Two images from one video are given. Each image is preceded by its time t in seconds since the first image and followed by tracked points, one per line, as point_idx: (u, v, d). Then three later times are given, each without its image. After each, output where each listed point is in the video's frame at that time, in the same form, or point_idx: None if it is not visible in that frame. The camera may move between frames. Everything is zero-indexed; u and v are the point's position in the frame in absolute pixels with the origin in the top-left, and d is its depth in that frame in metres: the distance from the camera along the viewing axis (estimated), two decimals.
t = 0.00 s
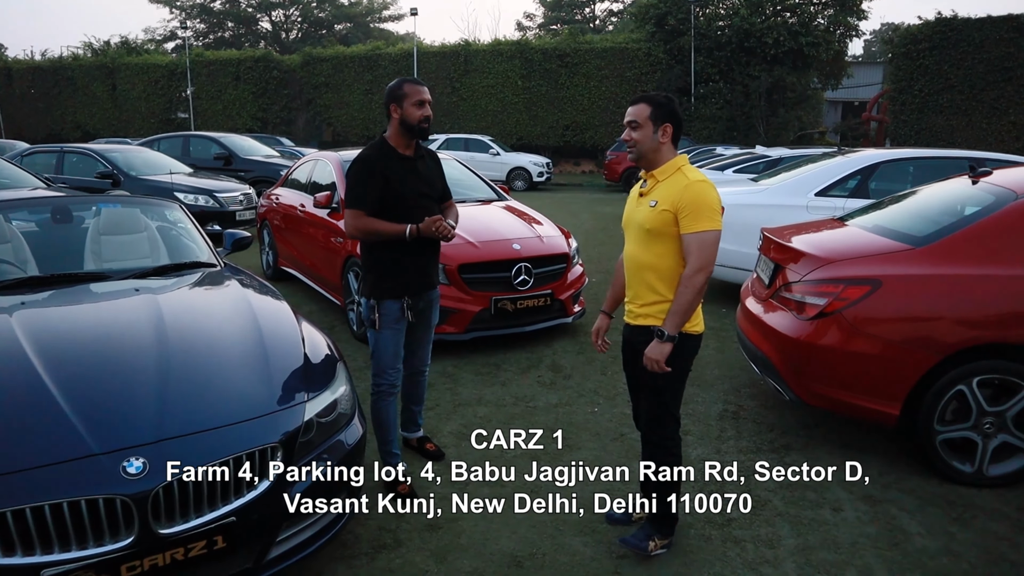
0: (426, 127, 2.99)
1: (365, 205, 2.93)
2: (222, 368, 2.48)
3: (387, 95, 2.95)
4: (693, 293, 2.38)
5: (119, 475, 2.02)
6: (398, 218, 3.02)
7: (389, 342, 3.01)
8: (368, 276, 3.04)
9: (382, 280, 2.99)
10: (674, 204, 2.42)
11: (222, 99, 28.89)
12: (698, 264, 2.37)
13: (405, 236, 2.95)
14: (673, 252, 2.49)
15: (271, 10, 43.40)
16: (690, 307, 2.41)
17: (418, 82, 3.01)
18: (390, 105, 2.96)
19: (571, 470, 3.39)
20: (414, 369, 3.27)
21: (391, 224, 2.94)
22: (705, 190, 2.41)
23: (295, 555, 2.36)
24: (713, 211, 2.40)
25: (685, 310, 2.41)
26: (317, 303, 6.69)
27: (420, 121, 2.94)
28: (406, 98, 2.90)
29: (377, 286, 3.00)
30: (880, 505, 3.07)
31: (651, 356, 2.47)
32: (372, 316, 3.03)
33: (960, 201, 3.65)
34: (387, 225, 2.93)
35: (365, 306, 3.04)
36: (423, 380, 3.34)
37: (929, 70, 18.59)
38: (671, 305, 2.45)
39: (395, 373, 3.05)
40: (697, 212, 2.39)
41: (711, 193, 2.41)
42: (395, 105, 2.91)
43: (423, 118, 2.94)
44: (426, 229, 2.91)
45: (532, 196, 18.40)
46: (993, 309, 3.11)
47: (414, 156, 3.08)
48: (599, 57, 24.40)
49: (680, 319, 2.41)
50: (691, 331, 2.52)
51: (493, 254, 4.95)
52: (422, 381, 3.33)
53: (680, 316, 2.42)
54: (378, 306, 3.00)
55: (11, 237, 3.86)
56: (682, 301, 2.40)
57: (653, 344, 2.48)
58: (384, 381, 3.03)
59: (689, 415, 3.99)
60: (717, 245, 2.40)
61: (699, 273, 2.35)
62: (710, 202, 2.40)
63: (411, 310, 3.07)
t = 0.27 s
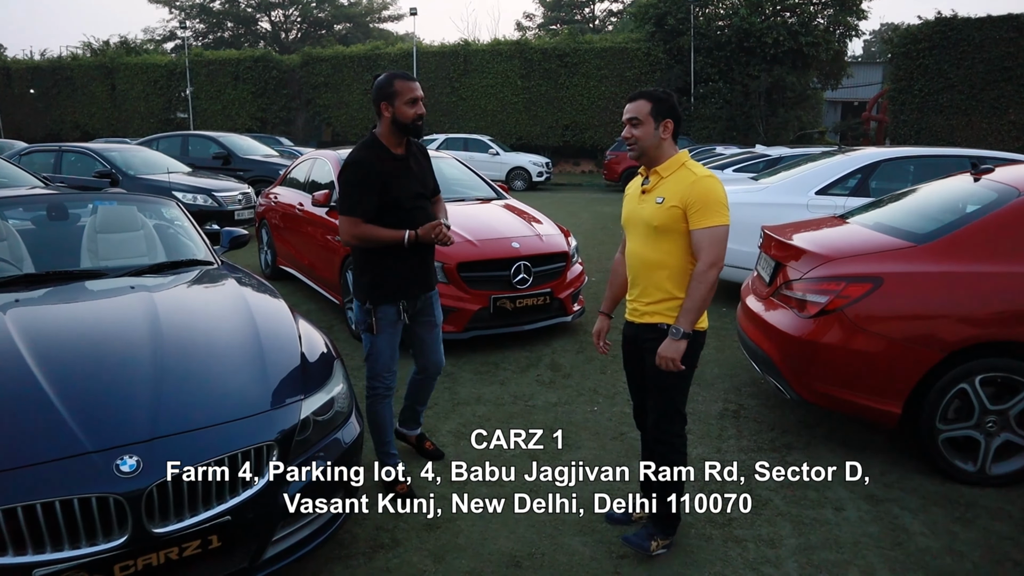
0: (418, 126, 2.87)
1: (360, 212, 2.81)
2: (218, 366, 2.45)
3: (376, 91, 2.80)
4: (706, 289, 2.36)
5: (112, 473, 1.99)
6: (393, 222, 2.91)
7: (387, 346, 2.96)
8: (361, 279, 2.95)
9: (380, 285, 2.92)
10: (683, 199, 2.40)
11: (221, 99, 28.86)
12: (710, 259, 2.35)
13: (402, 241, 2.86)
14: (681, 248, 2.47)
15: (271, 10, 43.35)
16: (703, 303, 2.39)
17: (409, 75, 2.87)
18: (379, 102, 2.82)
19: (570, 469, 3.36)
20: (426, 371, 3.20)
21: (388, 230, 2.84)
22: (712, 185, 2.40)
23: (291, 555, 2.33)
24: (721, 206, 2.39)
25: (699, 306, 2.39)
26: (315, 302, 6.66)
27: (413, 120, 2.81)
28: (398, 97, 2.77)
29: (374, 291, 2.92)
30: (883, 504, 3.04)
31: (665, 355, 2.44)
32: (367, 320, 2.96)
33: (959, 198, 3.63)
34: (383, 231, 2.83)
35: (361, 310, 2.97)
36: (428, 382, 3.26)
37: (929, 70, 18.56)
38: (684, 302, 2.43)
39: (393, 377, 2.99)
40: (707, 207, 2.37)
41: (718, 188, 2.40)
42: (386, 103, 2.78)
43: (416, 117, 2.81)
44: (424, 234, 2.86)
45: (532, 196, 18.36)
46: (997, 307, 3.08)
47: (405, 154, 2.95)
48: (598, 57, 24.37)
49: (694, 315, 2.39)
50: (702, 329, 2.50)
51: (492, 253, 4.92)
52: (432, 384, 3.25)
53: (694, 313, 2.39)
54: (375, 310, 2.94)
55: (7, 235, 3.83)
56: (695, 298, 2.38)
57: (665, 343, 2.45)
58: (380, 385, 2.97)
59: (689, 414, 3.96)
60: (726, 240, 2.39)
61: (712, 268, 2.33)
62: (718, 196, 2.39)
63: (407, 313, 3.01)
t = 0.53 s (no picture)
0: (419, 124, 2.86)
1: (361, 212, 2.80)
2: (222, 362, 2.47)
3: (377, 90, 2.80)
4: (710, 285, 2.38)
5: (117, 467, 2.00)
6: (393, 221, 2.91)
7: (387, 345, 2.95)
8: (360, 279, 2.95)
9: (381, 284, 2.92)
10: (687, 198, 2.42)
11: (221, 99, 28.87)
12: (715, 255, 2.37)
13: (403, 241, 2.86)
14: (685, 245, 2.49)
15: (271, 10, 43.40)
16: (706, 298, 2.41)
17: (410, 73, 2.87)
18: (378, 101, 2.82)
19: (569, 467, 3.37)
20: (433, 371, 3.13)
21: (389, 231, 2.84)
22: (716, 182, 2.42)
23: (292, 552, 2.34)
24: (725, 202, 2.41)
25: (701, 301, 2.41)
26: (316, 301, 6.67)
27: (413, 119, 2.81)
28: (397, 95, 2.77)
29: (375, 290, 2.92)
30: (882, 502, 3.04)
31: (664, 346, 2.45)
32: (367, 319, 2.96)
33: (958, 197, 3.64)
34: (383, 230, 2.83)
35: (361, 310, 2.97)
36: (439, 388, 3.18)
37: (929, 71, 18.57)
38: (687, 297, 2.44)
39: (392, 377, 2.99)
40: (711, 204, 2.40)
41: (722, 185, 2.43)
42: (385, 102, 2.77)
43: (415, 116, 2.81)
44: (425, 234, 2.86)
45: (531, 196, 18.38)
46: (995, 305, 3.10)
47: (405, 153, 2.94)
48: (598, 57, 24.38)
49: (695, 310, 2.41)
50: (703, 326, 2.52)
51: (493, 252, 4.94)
52: (442, 386, 3.17)
53: (696, 307, 2.41)
54: (375, 310, 2.94)
55: (9, 233, 3.85)
56: (698, 294, 2.40)
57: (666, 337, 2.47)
58: (380, 384, 2.97)
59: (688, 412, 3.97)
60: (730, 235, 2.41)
61: (718, 263, 2.35)
62: (722, 192, 2.42)
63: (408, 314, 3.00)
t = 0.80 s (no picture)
0: (428, 124, 2.90)
1: (368, 209, 2.84)
2: (234, 356, 2.52)
3: (388, 91, 2.84)
4: (714, 282, 2.43)
5: (135, 458, 2.05)
6: (402, 220, 2.94)
7: (394, 342, 2.98)
8: (370, 276, 2.99)
9: (389, 282, 2.95)
10: (692, 196, 2.47)
11: (222, 99, 28.90)
12: (718, 253, 2.43)
13: (410, 239, 2.89)
14: (688, 242, 2.54)
15: (271, 11, 43.47)
16: (710, 296, 2.46)
17: (420, 74, 2.91)
18: (389, 101, 2.86)
19: (573, 462, 3.42)
20: (445, 373, 3.11)
21: (397, 229, 2.87)
22: (721, 182, 2.47)
23: (300, 545, 2.38)
24: (730, 202, 2.46)
25: (706, 298, 2.46)
26: (319, 300, 6.71)
27: (421, 119, 2.85)
28: (406, 94, 2.81)
29: (382, 288, 2.95)
30: (881, 495, 3.09)
31: (672, 343, 2.50)
32: (375, 316, 3.00)
33: (957, 196, 3.68)
34: (391, 228, 2.86)
35: (369, 308, 3.01)
36: (458, 394, 3.14)
37: (928, 71, 18.62)
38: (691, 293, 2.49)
39: (399, 373, 3.03)
40: (716, 203, 2.45)
41: (727, 184, 2.48)
42: (394, 102, 2.81)
43: (423, 114, 2.84)
44: (433, 233, 2.89)
45: (531, 197, 18.44)
46: (992, 302, 3.15)
47: (416, 152, 2.98)
48: (598, 58, 24.43)
49: (701, 307, 2.46)
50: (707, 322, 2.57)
51: (497, 250, 4.99)
52: (458, 389, 3.14)
53: (701, 304, 2.47)
54: (382, 308, 2.96)
55: (18, 231, 3.89)
56: (703, 291, 2.45)
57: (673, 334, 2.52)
58: (388, 380, 3.02)
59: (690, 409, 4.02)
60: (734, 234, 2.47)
61: (721, 260, 2.41)
62: (727, 191, 2.47)
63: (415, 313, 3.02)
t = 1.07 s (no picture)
0: (442, 122, 2.94)
1: (379, 206, 2.91)
2: (247, 353, 2.57)
3: (402, 90, 2.90)
4: (724, 281, 2.48)
5: (153, 451, 2.10)
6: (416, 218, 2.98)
7: (409, 343, 3.03)
8: (385, 274, 3.04)
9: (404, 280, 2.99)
10: (698, 196, 2.53)
11: (222, 100, 28.94)
12: (725, 253, 2.48)
13: (420, 235, 2.92)
14: (693, 241, 2.59)
15: (271, 12, 43.55)
16: (722, 295, 2.50)
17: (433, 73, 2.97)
18: (403, 99, 2.92)
19: (578, 457, 3.47)
20: (451, 380, 3.11)
21: (408, 224, 2.91)
22: (726, 182, 2.53)
23: (312, 537, 2.42)
24: (735, 202, 2.52)
25: (720, 298, 2.51)
26: (323, 299, 6.76)
27: (431, 115, 2.88)
28: (416, 92, 2.86)
29: (398, 286, 2.99)
30: (881, 490, 3.14)
31: (696, 348, 2.53)
32: (390, 316, 3.04)
33: (956, 195, 3.73)
34: (403, 225, 2.91)
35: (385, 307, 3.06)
36: (464, 399, 3.15)
37: (927, 72, 18.68)
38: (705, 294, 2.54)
39: (412, 371, 3.09)
40: (722, 203, 2.50)
41: (733, 185, 2.53)
42: (406, 99, 2.87)
43: (433, 111, 2.88)
44: (444, 230, 2.91)
45: (532, 197, 18.50)
46: (990, 299, 3.20)
47: (433, 151, 3.03)
48: (598, 59, 24.49)
49: (717, 308, 2.50)
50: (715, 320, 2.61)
51: (500, 250, 5.04)
52: (463, 395, 3.14)
53: (716, 305, 2.51)
54: (397, 307, 3.01)
55: (29, 232, 3.95)
56: (715, 291, 2.50)
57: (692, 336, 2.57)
58: (401, 377, 3.08)
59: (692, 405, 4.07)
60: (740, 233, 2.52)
61: (729, 260, 2.46)
62: (731, 192, 2.52)
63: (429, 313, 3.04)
